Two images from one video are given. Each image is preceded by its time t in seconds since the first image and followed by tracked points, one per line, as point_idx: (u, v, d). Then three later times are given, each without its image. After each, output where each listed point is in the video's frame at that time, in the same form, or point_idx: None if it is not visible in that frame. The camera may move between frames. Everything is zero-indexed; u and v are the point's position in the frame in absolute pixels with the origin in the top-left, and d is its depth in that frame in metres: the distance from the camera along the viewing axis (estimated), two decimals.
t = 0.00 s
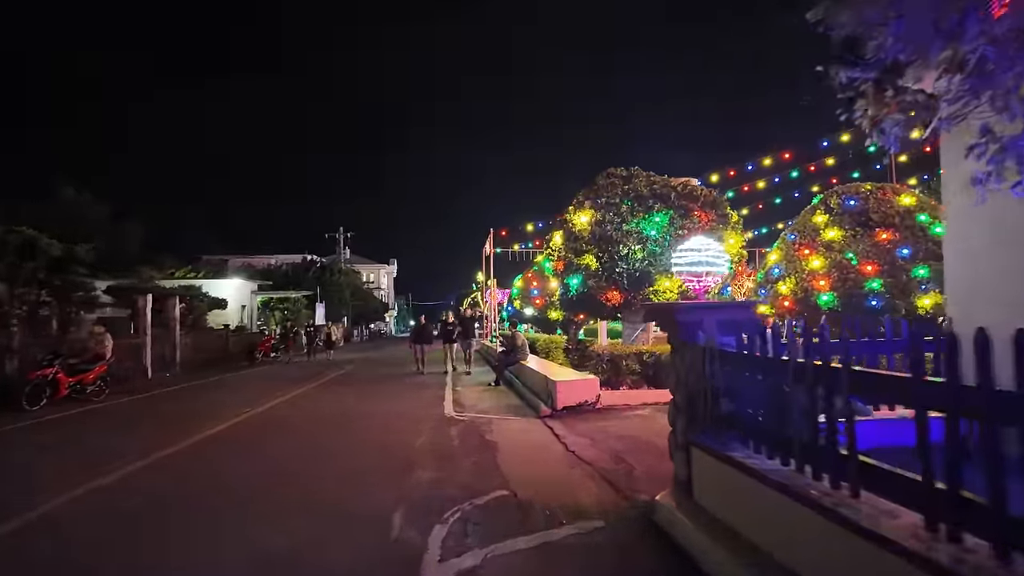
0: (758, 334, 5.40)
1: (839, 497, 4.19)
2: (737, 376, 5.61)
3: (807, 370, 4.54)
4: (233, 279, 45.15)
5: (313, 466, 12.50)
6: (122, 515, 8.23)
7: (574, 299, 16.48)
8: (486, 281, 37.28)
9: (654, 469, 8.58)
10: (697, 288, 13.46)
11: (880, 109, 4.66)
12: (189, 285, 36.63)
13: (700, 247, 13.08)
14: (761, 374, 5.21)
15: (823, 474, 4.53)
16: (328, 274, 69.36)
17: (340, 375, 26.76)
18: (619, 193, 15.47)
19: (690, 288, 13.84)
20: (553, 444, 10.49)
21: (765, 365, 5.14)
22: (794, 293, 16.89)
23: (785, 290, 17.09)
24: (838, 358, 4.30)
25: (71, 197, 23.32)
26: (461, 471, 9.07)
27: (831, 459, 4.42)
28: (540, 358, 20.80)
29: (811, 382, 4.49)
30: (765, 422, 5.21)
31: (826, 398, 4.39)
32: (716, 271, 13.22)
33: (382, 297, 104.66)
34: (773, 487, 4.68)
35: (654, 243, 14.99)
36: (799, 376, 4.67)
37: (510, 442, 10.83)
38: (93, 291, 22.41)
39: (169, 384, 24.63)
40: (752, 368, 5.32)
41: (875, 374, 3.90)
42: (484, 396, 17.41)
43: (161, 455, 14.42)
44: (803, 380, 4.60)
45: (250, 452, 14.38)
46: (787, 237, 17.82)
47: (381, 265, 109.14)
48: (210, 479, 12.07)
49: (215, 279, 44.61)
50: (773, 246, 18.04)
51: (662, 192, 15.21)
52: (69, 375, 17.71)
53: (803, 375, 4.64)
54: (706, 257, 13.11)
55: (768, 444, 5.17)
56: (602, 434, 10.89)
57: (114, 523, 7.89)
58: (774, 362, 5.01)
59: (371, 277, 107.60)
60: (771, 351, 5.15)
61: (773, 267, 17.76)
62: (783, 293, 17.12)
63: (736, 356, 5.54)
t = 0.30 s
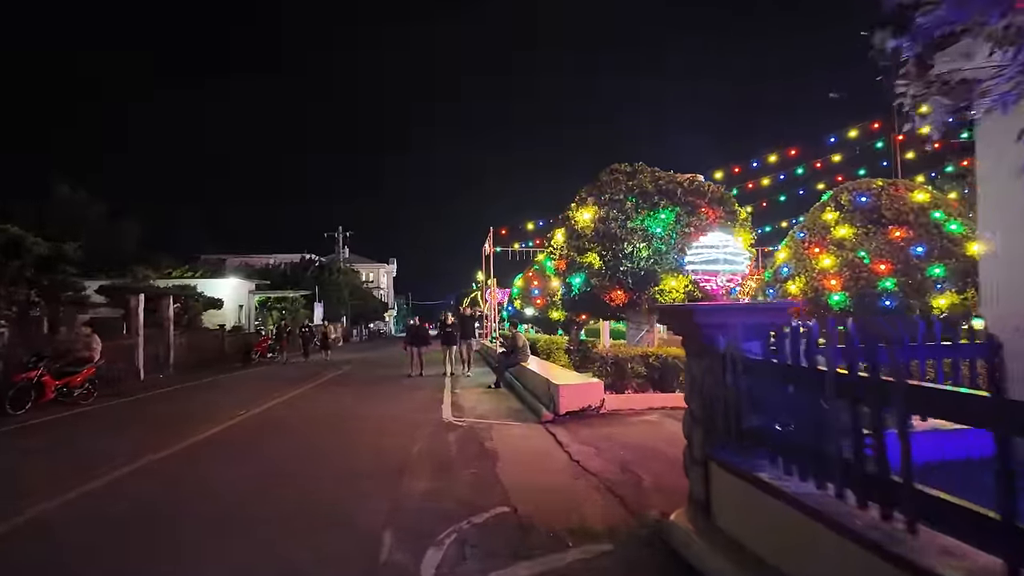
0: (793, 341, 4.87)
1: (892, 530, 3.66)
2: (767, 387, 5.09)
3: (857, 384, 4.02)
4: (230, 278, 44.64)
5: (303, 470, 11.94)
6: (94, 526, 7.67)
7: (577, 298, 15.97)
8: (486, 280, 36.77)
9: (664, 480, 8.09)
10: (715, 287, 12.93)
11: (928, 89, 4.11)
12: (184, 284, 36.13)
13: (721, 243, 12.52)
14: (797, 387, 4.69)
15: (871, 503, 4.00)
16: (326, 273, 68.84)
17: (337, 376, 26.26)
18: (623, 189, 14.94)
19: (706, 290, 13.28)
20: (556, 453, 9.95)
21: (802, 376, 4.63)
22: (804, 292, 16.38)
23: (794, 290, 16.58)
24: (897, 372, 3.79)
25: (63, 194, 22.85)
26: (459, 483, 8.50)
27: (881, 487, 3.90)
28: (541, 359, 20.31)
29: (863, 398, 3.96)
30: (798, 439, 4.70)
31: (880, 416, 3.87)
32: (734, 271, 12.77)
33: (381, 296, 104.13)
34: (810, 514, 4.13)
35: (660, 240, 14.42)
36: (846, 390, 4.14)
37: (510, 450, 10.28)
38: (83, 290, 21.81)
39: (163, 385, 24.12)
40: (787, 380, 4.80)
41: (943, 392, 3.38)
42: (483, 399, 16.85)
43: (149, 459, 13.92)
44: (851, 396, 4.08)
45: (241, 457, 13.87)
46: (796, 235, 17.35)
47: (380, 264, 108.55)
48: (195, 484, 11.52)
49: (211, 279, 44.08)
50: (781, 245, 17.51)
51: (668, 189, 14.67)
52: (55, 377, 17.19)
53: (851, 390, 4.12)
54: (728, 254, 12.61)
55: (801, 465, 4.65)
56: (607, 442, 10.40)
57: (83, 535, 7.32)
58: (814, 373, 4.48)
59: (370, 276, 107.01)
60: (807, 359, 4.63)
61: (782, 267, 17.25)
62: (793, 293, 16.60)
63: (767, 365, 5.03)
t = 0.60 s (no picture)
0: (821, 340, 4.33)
1: (954, 561, 3.09)
2: (796, 392, 4.53)
3: (906, 389, 3.43)
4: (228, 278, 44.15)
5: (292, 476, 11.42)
6: (55, 543, 7.07)
7: (579, 297, 15.45)
8: (487, 279, 36.25)
9: (674, 490, 7.56)
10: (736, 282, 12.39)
11: (973, 64, 3.25)
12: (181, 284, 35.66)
13: (740, 234, 12.07)
14: (830, 391, 4.13)
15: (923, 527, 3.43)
16: (325, 273, 68.35)
17: (334, 378, 25.76)
18: (628, 183, 14.43)
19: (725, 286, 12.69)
20: (559, 459, 9.43)
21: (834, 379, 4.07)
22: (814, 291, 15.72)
23: (805, 288, 15.76)
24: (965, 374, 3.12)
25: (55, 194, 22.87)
26: (454, 494, 7.97)
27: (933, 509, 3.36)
28: (543, 360, 19.79)
29: (914, 406, 3.39)
30: (832, 450, 4.14)
31: (932, 426, 3.31)
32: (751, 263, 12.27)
33: (382, 297, 103.58)
34: (850, 539, 3.58)
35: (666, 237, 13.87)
36: (887, 394, 3.58)
37: (510, 456, 9.74)
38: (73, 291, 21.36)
39: (155, 386, 23.61)
40: (819, 384, 4.24)
41: (1017, 398, 2.82)
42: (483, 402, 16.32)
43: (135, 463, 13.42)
44: (899, 403, 3.50)
45: (231, 460, 13.39)
46: (805, 231, 16.55)
47: (381, 265, 107.96)
48: (176, 490, 10.99)
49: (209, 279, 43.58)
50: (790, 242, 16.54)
51: (674, 183, 14.14)
52: (41, 379, 16.70)
53: (893, 394, 3.55)
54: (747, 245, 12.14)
55: (837, 480, 4.08)
56: (611, 447, 9.88)
57: (45, 551, 6.76)
58: (848, 376, 3.93)
59: (371, 277, 106.41)
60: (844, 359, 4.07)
61: (791, 264, 16.37)
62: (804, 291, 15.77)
63: (796, 366, 4.48)
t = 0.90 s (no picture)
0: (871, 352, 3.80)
1: None
2: (841, 409, 3.99)
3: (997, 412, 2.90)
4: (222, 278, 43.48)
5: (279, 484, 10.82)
6: (21, 562, 6.58)
7: (582, 298, 14.91)
8: (485, 280, 35.71)
9: (686, 508, 7.05)
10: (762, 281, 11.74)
11: None
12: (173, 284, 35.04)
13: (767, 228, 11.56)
14: (885, 410, 3.60)
15: None
16: (321, 273, 67.61)
17: (328, 380, 25.18)
18: (631, 180, 13.86)
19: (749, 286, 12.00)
20: (561, 473, 8.87)
21: (889, 396, 3.55)
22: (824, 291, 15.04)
23: (813, 289, 15.08)
24: None
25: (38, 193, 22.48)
26: (450, 512, 7.38)
27: None
28: (542, 362, 19.27)
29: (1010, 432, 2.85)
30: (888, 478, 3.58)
31: None
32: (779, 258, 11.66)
33: (379, 297, 102.90)
34: None
35: (672, 235, 13.27)
36: (968, 415, 3.06)
37: (509, 469, 9.16)
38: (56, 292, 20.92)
39: (143, 389, 22.99)
40: (870, 401, 3.71)
41: None
42: (481, 407, 15.70)
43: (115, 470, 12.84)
44: (985, 426, 2.97)
45: (217, 466, 12.80)
46: (813, 230, 16.10)
47: (379, 265, 107.22)
48: (155, 498, 10.38)
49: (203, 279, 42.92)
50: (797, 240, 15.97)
51: (681, 179, 13.56)
52: (21, 383, 16.09)
53: (973, 417, 3.04)
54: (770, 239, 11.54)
55: (894, 512, 3.53)
56: (616, 458, 9.36)
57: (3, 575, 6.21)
58: (911, 394, 3.39)
59: (368, 277, 105.60)
60: (899, 373, 3.55)
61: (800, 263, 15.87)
62: (812, 292, 15.09)
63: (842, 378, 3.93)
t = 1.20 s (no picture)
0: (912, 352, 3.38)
1: None
2: (874, 417, 3.56)
3: None
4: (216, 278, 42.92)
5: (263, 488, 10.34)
6: None
7: (580, 297, 14.48)
8: (481, 280, 35.23)
9: (692, 519, 6.63)
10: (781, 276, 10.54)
11: None
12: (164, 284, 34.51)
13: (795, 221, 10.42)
14: (932, 418, 3.18)
15: None
16: (317, 274, 67.06)
17: (320, 382, 24.70)
18: (631, 175, 13.43)
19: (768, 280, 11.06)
20: (559, 482, 8.41)
21: (938, 401, 3.15)
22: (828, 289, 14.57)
23: (818, 287, 14.46)
24: None
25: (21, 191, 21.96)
26: (438, 524, 6.91)
27: None
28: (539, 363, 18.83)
29: None
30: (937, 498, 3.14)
31: None
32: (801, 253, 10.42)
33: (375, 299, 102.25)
34: None
35: (673, 231, 12.85)
36: None
37: (504, 477, 8.70)
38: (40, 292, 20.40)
39: (130, 391, 22.46)
40: (914, 407, 3.30)
41: None
42: (476, 410, 15.21)
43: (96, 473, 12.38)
44: None
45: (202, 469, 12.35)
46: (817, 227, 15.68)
47: (375, 266, 106.57)
48: (135, 502, 9.92)
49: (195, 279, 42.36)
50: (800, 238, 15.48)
51: (682, 174, 13.12)
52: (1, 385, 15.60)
53: None
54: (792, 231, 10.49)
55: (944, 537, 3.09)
56: (617, 465, 8.93)
57: None
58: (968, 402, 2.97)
59: (365, 278, 104.90)
60: (948, 375, 3.13)
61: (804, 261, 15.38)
62: (816, 289, 14.44)
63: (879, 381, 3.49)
